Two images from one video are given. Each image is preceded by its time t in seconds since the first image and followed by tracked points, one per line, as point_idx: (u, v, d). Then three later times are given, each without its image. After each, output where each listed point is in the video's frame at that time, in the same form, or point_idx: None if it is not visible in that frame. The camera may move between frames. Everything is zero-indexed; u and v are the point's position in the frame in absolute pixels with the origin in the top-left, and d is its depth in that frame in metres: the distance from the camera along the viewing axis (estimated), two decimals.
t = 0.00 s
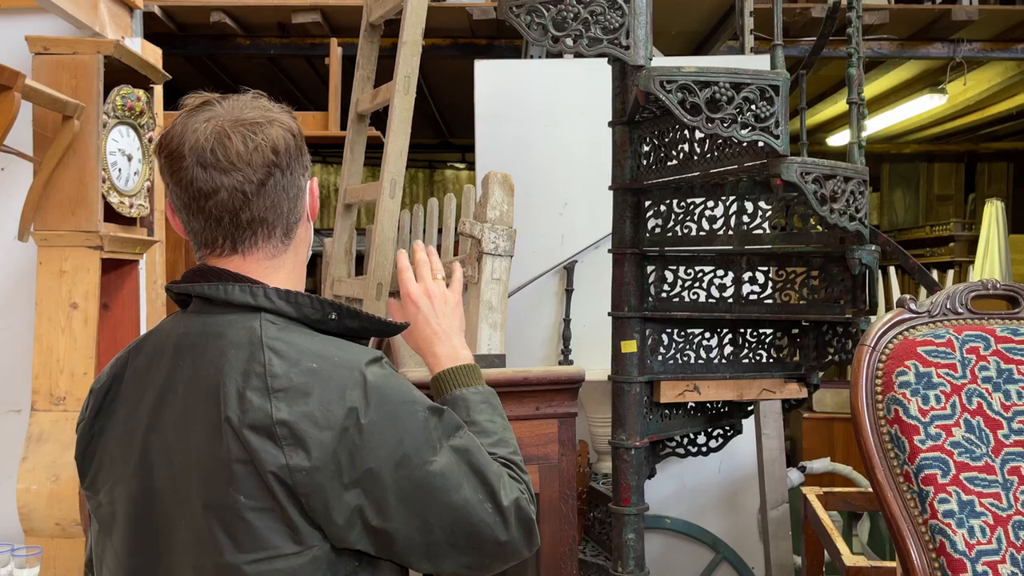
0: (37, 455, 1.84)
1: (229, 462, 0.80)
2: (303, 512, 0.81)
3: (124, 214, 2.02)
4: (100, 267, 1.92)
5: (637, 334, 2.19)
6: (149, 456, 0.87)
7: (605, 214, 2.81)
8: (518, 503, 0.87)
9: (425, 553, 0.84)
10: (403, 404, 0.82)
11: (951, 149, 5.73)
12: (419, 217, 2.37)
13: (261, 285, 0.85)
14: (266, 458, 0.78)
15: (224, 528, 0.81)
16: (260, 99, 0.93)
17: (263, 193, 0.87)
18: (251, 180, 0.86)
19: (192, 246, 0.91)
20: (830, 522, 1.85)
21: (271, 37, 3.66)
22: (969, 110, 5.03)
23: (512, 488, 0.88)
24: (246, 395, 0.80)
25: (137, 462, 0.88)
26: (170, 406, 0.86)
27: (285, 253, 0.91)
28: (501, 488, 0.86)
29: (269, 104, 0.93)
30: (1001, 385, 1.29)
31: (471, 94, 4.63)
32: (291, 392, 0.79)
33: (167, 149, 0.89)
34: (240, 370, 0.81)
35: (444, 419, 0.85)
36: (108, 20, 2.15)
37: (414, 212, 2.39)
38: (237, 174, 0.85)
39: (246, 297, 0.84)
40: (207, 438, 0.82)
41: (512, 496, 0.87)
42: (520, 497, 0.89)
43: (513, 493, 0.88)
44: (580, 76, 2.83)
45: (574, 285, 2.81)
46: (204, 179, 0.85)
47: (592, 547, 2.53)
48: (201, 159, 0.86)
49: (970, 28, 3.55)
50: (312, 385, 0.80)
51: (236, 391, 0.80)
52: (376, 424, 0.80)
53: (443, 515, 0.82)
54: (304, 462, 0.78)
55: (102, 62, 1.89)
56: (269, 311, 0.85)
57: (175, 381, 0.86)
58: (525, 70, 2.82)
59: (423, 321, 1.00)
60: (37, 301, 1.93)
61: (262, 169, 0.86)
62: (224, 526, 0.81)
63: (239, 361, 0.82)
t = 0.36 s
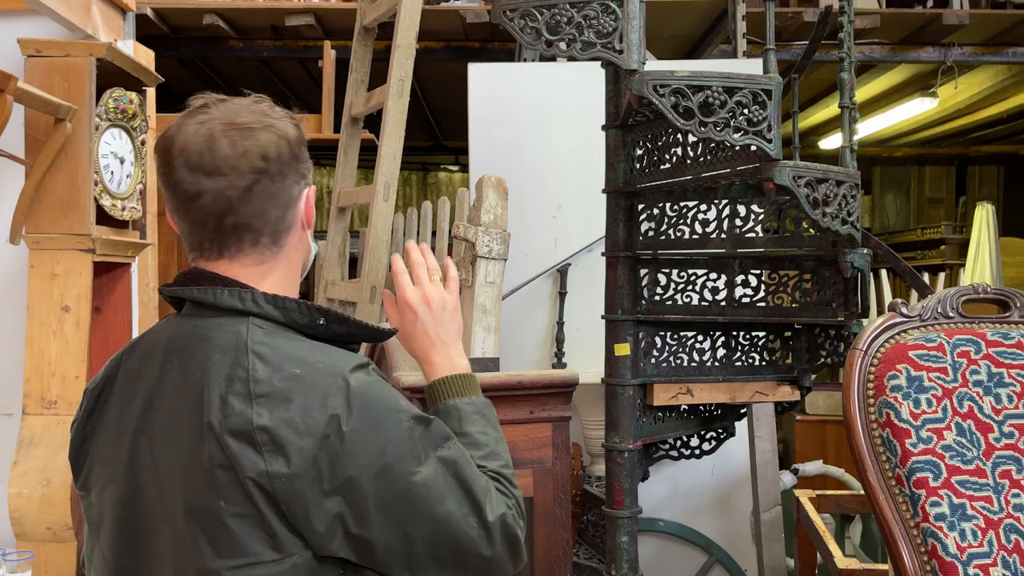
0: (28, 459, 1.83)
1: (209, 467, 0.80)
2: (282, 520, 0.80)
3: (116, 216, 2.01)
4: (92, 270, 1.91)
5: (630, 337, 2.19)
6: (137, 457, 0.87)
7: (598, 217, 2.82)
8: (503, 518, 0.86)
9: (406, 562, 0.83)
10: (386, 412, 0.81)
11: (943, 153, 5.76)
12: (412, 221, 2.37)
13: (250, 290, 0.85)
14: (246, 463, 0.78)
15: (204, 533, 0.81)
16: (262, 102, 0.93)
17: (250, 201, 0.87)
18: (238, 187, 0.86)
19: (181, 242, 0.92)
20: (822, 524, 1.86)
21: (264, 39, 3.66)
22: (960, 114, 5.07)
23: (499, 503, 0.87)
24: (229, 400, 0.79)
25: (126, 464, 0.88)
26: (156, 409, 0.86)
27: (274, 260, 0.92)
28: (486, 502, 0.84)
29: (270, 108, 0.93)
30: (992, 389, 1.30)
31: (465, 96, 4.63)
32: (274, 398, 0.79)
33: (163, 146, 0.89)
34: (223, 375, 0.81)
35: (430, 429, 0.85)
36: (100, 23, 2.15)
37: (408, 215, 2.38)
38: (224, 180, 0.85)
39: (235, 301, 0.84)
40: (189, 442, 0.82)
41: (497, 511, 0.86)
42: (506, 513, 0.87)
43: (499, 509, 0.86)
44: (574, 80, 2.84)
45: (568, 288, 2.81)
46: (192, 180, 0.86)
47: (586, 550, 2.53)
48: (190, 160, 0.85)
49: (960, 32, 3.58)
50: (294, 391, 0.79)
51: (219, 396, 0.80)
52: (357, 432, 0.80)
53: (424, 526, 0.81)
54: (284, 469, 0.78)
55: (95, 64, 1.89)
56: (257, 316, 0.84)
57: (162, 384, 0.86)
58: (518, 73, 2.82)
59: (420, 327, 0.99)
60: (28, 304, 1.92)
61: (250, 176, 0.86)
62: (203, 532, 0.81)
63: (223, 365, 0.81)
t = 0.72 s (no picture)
0: (17, 463, 1.82)
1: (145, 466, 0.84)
2: (198, 529, 0.82)
3: (106, 219, 2.01)
4: (81, 272, 1.90)
5: (621, 339, 2.20)
6: (119, 450, 0.96)
7: (589, 220, 2.83)
8: None
9: None
10: (308, 439, 0.79)
11: (932, 156, 5.80)
12: (404, 223, 2.38)
13: (217, 296, 0.89)
14: (164, 469, 0.81)
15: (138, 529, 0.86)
16: (247, 103, 0.98)
17: (179, 192, 0.95)
18: (171, 177, 0.95)
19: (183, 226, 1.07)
20: (812, 525, 1.86)
21: (256, 41, 3.65)
22: (948, 117, 5.11)
23: (417, 563, 0.83)
24: (164, 405, 0.83)
25: (113, 454, 0.98)
26: (131, 408, 0.93)
27: (212, 261, 0.97)
28: (401, 560, 0.81)
29: (249, 110, 0.97)
30: (977, 391, 1.31)
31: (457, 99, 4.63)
32: (199, 406, 0.81)
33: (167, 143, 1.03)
34: (166, 379, 0.84)
35: (359, 465, 0.81)
36: (90, 25, 2.14)
37: (399, 218, 2.39)
38: (163, 171, 0.96)
39: (200, 306, 0.89)
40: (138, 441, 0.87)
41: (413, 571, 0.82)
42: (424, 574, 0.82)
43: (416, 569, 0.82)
44: (565, 83, 2.85)
45: (559, 290, 2.81)
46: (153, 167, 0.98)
47: (577, 552, 2.53)
48: (154, 148, 0.99)
49: (950, 36, 3.61)
50: (218, 402, 0.80)
51: (158, 399, 0.84)
52: (270, 454, 0.78)
53: (324, 568, 0.78)
54: (194, 480, 0.79)
55: (84, 66, 1.88)
56: (217, 321, 0.89)
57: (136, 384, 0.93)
58: (509, 76, 2.83)
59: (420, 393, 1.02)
60: (17, 307, 1.91)
61: (178, 170, 0.94)
62: (140, 527, 0.86)
63: (170, 370, 0.85)
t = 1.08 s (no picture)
0: (5, 466, 1.81)
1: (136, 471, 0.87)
2: (186, 533, 0.84)
3: (95, 220, 2.00)
4: (70, 274, 1.89)
5: (612, 341, 2.20)
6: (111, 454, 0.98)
7: (581, 222, 2.83)
8: (446, 522, 0.85)
9: None
10: (295, 423, 0.82)
11: (922, 159, 5.83)
12: (396, 225, 2.37)
13: (196, 297, 0.89)
14: (152, 473, 0.83)
15: (134, 535, 0.88)
16: (238, 101, 0.95)
17: (185, 202, 0.91)
18: (173, 186, 0.91)
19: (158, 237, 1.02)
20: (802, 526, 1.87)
21: (247, 43, 3.64)
22: (938, 121, 5.14)
23: (440, 505, 0.86)
24: (144, 408, 0.84)
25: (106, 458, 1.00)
26: (118, 412, 0.95)
27: (219, 268, 0.95)
28: (426, 507, 0.84)
29: (243, 109, 0.95)
30: (966, 392, 1.32)
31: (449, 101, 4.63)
32: (178, 407, 0.83)
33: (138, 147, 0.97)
34: (144, 384, 0.86)
35: (351, 435, 0.84)
36: (79, 25, 2.13)
37: (391, 220, 2.38)
38: (162, 177, 0.91)
39: (181, 306, 0.90)
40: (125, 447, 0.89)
41: (440, 513, 0.86)
42: (449, 513, 0.86)
43: (440, 509, 0.86)
44: (556, 85, 2.85)
45: (550, 292, 2.82)
46: (141, 177, 0.93)
47: (568, 554, 2.53)
48: (141, 156, 0.93)
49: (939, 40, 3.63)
50: (196, 402, 0.82)
51: (139, 403, 0.86)
52: (258, 446, 0.81)
53: (352, 535, 0.81)
54: (184, 482, 0.81)
55: (74, 67, 1.87)
56: (197, 322, 0.89)
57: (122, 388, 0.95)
58: (501, 78, 2.83)
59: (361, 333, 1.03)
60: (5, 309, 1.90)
61: (184, 176, 0.90)
62: (134, 532, 0.88)
63: (149, 373, 0.87)
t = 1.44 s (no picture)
0: None
1: (157, 491, 0.81)
2: (230, 550, 0.80)
3: (83, 221, 1.98)
4: (59, 275, 1.87)
5: (604, 342, 2.20)
6: (99, 468, 0.91)
7: (573, 223, 2.83)
8: (468, 512, 0.88)
9: None
10: (340, 428, 0.81)
11: (911, 161, 5.87)
12: (386, 226, 2.36)
13: (205, 303, 0.85)
14: (193, 490, 0.78)
15: (154, 561, 0.81)
16: (246, 99, 0.93)
17: (192, 196, 0.87)
18: (183, 180, 0.87)
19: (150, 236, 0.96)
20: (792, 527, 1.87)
21: (237, 43, 3.63)
22: (928, 124, 5.17)
23: (461, 498, 0.89)
24: (176, 424, 0.80)
25: (87, 473, 0.92)
26: (113, 425, 0.89)
27: (222, 268, 0.91)
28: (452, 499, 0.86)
29: (250, 106, 0.93)
30: (955, 393, 1.32)
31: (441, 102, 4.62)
32: (219, 421, 0.79)
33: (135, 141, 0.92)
34: (168, 397, 0.81)
35: (387, 437, 0.85)
36: (68, 25, 2.12)
37: (382, 220, 2.38)
38: (170, 171, 0.87)
39: (190, 314, 0.85)
40: (138, 463, 0.83)
41: (462, 505, 0.88)
42: (468, 505, 0.89)
43: (461, 502, 0.88)
44: (547, 86, 2.85)
45: (542, 294, 2.81)
46: (145, 170, 0.88)
47: (560, 556, 2.53)
48: (146, 148, 0.88)
49: (929, 42, 3.65)
50: (239, 414, 0.79)
51: (165, 418, 0.80)
52: (306, 453, 0.79)
53: (392, 534, 0.82)
54: (233, 496, 0.78)
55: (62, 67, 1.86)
56: (211, 330, 0.85)
57: (120, 399, 0.88)
58: (492, 79, 2.83)
59: (347, 330, 1.03)
60: None
61: (196, 170, 0.86)
62: (149, 555, 0.82)
63: (171, 386, 0.81)
